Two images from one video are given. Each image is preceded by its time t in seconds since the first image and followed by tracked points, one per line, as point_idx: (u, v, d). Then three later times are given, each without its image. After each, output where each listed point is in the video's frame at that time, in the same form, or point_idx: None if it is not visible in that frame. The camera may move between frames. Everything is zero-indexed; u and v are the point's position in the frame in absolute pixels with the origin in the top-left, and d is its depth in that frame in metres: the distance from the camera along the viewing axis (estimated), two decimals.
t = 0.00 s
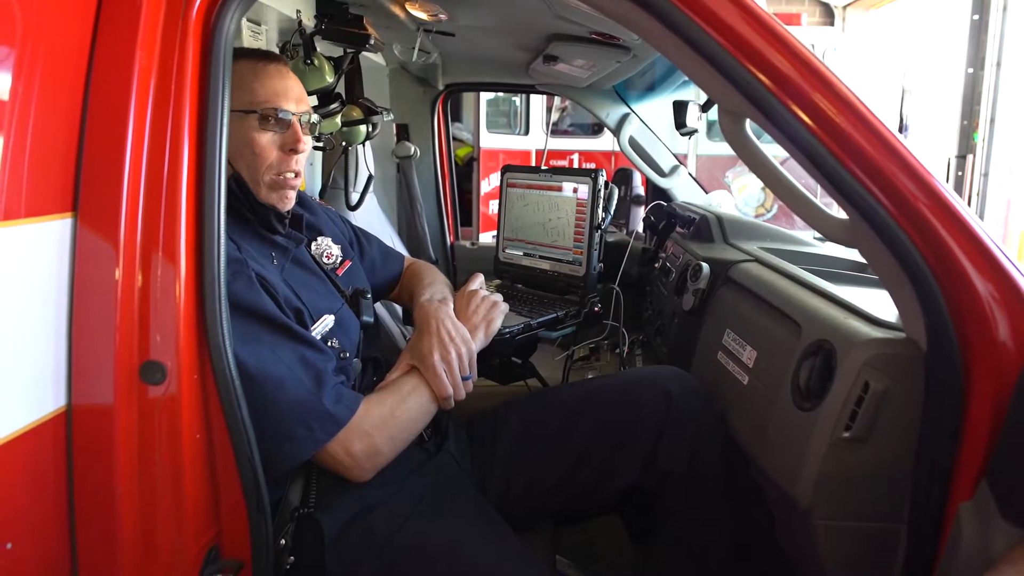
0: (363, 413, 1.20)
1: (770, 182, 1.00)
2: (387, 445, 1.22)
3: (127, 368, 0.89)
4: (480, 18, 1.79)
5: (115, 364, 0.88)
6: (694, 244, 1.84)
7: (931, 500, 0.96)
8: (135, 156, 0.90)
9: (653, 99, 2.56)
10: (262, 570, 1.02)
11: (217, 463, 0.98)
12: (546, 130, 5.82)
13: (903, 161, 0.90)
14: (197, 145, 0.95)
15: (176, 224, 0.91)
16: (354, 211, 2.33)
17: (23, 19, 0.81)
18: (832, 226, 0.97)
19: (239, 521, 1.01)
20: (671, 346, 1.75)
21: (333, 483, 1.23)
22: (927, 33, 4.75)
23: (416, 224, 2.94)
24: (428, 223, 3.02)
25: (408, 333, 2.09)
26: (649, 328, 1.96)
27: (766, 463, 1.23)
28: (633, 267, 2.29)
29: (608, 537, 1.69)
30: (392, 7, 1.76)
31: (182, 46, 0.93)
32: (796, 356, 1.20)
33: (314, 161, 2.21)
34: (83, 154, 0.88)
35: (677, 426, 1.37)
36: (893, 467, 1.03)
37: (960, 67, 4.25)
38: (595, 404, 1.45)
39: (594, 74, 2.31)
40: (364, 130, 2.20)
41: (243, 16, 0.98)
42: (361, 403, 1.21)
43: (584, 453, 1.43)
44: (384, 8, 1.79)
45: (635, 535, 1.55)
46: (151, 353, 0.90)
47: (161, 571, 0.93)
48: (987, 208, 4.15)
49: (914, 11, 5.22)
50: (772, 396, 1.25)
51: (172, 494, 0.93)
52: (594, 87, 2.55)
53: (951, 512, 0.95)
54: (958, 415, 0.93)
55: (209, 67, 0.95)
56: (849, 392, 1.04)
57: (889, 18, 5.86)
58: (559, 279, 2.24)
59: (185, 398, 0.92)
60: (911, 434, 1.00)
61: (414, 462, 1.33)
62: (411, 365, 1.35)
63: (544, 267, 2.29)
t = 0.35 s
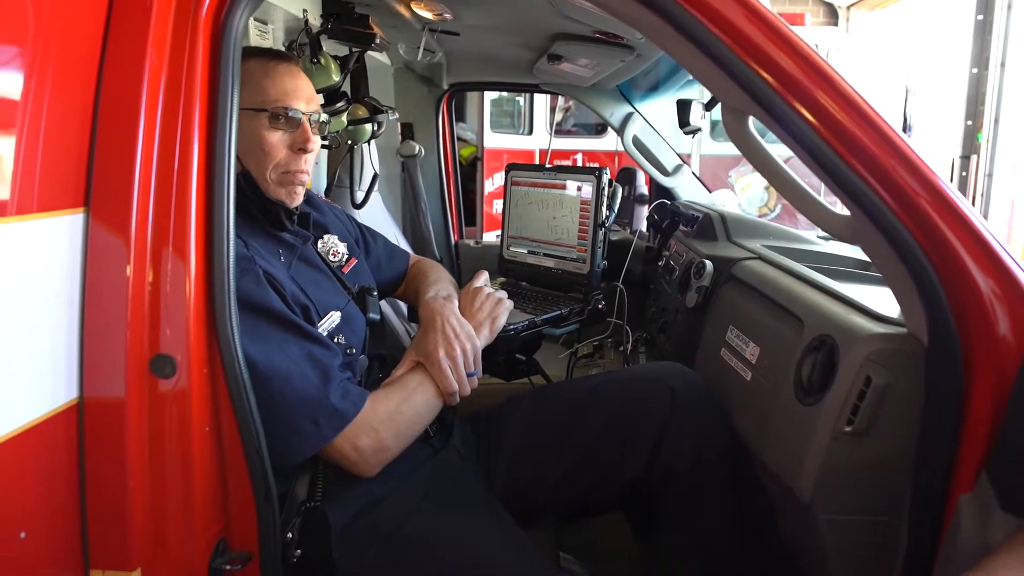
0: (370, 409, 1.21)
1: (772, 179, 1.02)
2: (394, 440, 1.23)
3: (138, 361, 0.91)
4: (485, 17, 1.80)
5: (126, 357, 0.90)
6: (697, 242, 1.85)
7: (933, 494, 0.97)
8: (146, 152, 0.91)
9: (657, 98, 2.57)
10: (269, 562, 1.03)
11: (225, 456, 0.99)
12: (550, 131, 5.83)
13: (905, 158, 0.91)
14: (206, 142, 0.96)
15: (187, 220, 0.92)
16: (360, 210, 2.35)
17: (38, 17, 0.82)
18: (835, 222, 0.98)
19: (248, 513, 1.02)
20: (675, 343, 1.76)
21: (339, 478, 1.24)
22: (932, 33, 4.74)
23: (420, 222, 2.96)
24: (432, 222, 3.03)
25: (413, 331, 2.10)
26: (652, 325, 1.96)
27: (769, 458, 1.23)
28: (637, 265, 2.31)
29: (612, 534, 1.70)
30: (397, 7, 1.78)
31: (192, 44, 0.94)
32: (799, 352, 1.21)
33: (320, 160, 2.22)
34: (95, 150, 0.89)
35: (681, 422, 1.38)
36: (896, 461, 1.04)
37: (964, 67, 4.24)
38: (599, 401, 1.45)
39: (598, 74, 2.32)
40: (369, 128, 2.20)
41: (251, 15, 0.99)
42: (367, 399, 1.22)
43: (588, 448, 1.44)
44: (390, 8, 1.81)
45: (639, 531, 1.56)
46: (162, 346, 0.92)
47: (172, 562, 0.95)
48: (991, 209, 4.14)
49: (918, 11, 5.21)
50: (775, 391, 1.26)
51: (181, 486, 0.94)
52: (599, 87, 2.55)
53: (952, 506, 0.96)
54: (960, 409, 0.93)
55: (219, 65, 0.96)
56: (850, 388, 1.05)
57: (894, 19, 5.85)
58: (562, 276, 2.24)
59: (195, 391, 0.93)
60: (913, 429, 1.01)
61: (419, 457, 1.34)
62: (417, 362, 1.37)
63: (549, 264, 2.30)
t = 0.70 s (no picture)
0: (394, 401, 1.26)
1: (783, 180, 1.08)
2: (417, 431, 1.28)
3: (181, 353, 0.96)
4: (501, 22, 1.85)
5: (171, 349, 0.94)
6: (706, 242, 1.90)
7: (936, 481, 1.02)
8: (189, 155, 0.96)
9: (664, 101, 2.61)
10: (302, 545, 1.09)
11: (262, 444, 1.05)
12: (556, 133, 5.89)
13: (910, 162, 0.96)
14: (245, 145, 1.01)
15: (227, 220, 0.98)
16: (375, 210, 2.40)
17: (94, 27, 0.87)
18: (841, 221, 1.04)
19: (282, 499, 1.07)
20: (685, 340, 1.80)
21: (365, 467, 1.29)
22: (935, 36, 4.80)
23: (432, 223, 3.01)
24: (443, 222, 3.08)
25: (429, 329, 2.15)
26: (662, 323, 2.00)
27: (778, 449, 1.28)
28: (647, 265, 2.36)
29: (622, 525, 1.75)
30: (415, 13, 1.82)
31: (232, 53, 0.99)
32: (808, 346, 1.26)
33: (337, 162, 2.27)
34: (141, 152, 0.94)
35: (692, 415, 1.43)
36: (901, 451, 1.08)
37: (967, 70, 4.29)
38: (613, 395, 1.50)
39: (608, 78, 2.37)
40: (386, 131, 2.23)
41: (287, 24, 1.04)
42: (392, 392, 1.27)
43: (602, 441, 1.49)
44: (408, 13, 1.84)
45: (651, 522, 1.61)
46: (204, 339, 0.97)
47: (212, 543, 1.00)
48: (994, 211, 4.19)
49: (921, 15, 5.27)
50: (783, 385, 1.30)
51: (222, 471, 0.99)
52: (608, 91, 2.60)
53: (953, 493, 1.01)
54: (960, 400, 0.98)
55: (257, 72, 1.01)
56: (857, 380, 1.10)
57: (897, 22, 5.91)
58: (576, 275, 2.29)
59: (234, 382, 0.99)
60: (917, 420, 1.06)
61: (440, 448, 1.39)
62: (437, 356, 1.41)
63: (562, 263, 2.35)
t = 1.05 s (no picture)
0: (430, 388, 1.35)
1: (788, 180, 1.19)
2: (451, 417, 1.38)
3: (245, 340, 1.05)
4: (521, 32, 1.94)
5: (237, 336, 1.04)
6: (716, 241, 2.00)
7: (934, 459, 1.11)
8: (252, 159, 1.06)
9: (672, 106, 2.71)
10: (349, 517, 1.18)
11: (315, 424, 1.15)
12: (563, 135, 5.99)
13: (907, 165, 1.06)
14: (301, 151, 1.11)
15: (286, 219, 1.07)
16: (397, 211, 2.49)
17: (172, 43, 0.95)
18: (845, 221, 1.13)
19: (332, 476, 1.17)
20: (696, 333, 1.89)
21: (402, 450, 1.38)
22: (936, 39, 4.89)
23: (448, 224, 3.11)
24: (459, 223, 3.18)
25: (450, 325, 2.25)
26: (673, 319, 2.09)
27: (788, 433, 1.38)
28: (658, 264, 2.41)
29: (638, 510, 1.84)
30: (440, 23, 1.92)
31: (290, 66, 1.08)
32: (815, 335, 1.35)
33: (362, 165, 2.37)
34: (209, 156, 1.03)
35: (706, 403, 1.53)
36: (902, 432, 1.18)
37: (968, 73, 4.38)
38: (630, 385, 1.60)
39: (619, 83, 2.46)
40: (410, 135, 2.29)
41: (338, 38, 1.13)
42: (427, 379, 1.36)
43: (620, 427, 1.58)
44: (432, 23, 1.93)
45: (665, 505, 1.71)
46: (265, 327, 1.06)
47: (272, 514, 1.09)
48: (995, 211, 4.28)
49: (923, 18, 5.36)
50: (792, 373, 1.40)
51: (281, 448, 1.09)
52: (619, 96, 2.70)
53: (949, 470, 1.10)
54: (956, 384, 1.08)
55: (311, 84, 1.11)
56: (859, 366, 1.19)
57: (898, 25, 6.01)
58: (592, 272, 2.39)
59: (292, 367, 1.08)
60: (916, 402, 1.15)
61: (470, 433, 1.49)
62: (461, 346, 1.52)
63: (579, 262, 2.45)
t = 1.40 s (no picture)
0: (446, 371, 1.45)
1: (779, 179, 1.30)
2: (466, 399, 1.48)
3: (284, 324, 1.14)
4: (523, 39, 2.04)
5: (277, 321, 1.13)
6: (708, 237, 2.11)
7: (909, 431, 1.23)
8: (290, 158, 1.15)
9: (664, 109, 2.82)
10: (376, 491, 1.28)
11: (346, 402, 1.24)
12: (555, 136, 6.12)
13: (885, 163, 1.17)
14: (333, 149, 1.20)
15: (321, 212, 1.16)
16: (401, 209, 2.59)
17: (222, 52, 1.04)
18: (830, 215, 1.24)
19: (360, 452, 1.26)
20: (690, 324, 2.00)
21: (419, 430, 1.48)
22: (917, 44, 5.03)
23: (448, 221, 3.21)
24: (457, 221, 3.28)
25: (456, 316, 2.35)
26: (668, 312, 2.20)
27: (777, 413, 1.49)
28: (652, 260, 2.53)
29: (637, 489, 1.95)
30: (446, 29, 2.01)
31: (323, 71, 1.17)
32: (802, 322, 1.46)
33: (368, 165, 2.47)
34: (251, 155, 1.12)
35: (701, 386, 1.64)
36: (880, 407, 1.29)
37: (948, 77, 4.52)
38: (630, 371, 1.70)
39: (614, 87, 2.56)
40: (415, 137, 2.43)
41: (368, 45, 1.22)
42: (443, 363, 1.46)
43: (621, 410, 1.69)
44: (439, 29, 2.03)
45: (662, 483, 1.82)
46: (302, 313, 1.15)
47: (308, 486, 1.18)
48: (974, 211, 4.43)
49: (905, 22, 5.50)
50: (781, 356, 1.51)
51: (316, 425, 1.18)
52: (613, 99, 2.80)
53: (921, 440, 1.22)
54: (927, 363, 1.20)
55: (342, 87, 1.20)
56: (843, 347, 1.30)
57: (881, 29, 6.16)
58: (593, 267, 2.48)
59: (325, 351, 1.18)
60: (893, 379, 1.27)
61: (482, 416, 1.59)
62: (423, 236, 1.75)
63: (579, 256, 2.55)
